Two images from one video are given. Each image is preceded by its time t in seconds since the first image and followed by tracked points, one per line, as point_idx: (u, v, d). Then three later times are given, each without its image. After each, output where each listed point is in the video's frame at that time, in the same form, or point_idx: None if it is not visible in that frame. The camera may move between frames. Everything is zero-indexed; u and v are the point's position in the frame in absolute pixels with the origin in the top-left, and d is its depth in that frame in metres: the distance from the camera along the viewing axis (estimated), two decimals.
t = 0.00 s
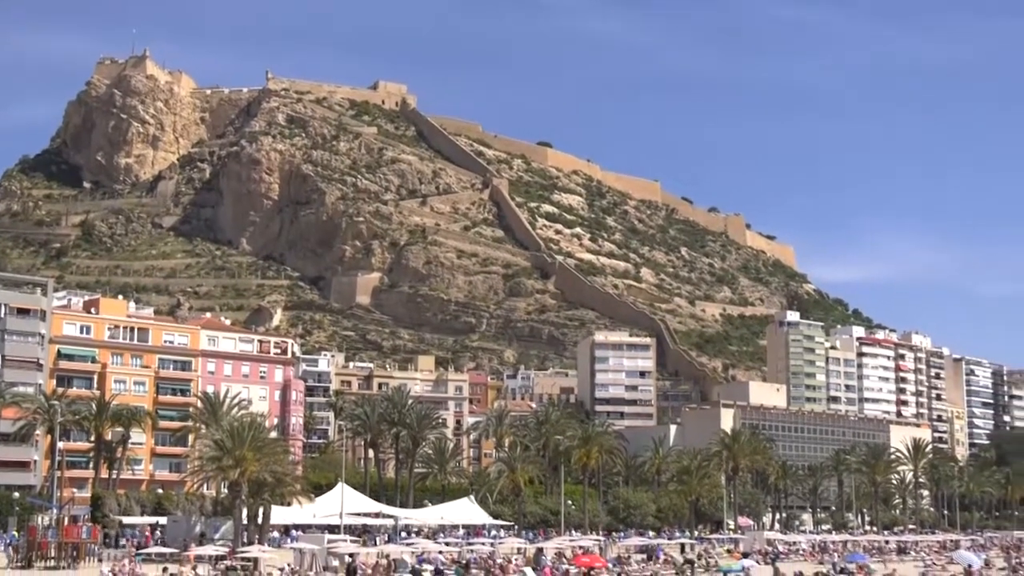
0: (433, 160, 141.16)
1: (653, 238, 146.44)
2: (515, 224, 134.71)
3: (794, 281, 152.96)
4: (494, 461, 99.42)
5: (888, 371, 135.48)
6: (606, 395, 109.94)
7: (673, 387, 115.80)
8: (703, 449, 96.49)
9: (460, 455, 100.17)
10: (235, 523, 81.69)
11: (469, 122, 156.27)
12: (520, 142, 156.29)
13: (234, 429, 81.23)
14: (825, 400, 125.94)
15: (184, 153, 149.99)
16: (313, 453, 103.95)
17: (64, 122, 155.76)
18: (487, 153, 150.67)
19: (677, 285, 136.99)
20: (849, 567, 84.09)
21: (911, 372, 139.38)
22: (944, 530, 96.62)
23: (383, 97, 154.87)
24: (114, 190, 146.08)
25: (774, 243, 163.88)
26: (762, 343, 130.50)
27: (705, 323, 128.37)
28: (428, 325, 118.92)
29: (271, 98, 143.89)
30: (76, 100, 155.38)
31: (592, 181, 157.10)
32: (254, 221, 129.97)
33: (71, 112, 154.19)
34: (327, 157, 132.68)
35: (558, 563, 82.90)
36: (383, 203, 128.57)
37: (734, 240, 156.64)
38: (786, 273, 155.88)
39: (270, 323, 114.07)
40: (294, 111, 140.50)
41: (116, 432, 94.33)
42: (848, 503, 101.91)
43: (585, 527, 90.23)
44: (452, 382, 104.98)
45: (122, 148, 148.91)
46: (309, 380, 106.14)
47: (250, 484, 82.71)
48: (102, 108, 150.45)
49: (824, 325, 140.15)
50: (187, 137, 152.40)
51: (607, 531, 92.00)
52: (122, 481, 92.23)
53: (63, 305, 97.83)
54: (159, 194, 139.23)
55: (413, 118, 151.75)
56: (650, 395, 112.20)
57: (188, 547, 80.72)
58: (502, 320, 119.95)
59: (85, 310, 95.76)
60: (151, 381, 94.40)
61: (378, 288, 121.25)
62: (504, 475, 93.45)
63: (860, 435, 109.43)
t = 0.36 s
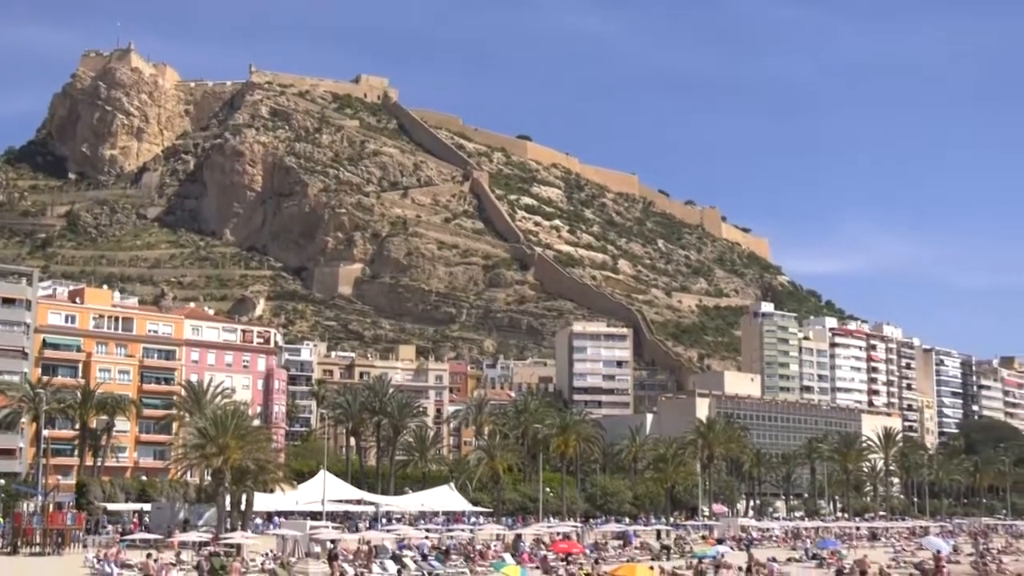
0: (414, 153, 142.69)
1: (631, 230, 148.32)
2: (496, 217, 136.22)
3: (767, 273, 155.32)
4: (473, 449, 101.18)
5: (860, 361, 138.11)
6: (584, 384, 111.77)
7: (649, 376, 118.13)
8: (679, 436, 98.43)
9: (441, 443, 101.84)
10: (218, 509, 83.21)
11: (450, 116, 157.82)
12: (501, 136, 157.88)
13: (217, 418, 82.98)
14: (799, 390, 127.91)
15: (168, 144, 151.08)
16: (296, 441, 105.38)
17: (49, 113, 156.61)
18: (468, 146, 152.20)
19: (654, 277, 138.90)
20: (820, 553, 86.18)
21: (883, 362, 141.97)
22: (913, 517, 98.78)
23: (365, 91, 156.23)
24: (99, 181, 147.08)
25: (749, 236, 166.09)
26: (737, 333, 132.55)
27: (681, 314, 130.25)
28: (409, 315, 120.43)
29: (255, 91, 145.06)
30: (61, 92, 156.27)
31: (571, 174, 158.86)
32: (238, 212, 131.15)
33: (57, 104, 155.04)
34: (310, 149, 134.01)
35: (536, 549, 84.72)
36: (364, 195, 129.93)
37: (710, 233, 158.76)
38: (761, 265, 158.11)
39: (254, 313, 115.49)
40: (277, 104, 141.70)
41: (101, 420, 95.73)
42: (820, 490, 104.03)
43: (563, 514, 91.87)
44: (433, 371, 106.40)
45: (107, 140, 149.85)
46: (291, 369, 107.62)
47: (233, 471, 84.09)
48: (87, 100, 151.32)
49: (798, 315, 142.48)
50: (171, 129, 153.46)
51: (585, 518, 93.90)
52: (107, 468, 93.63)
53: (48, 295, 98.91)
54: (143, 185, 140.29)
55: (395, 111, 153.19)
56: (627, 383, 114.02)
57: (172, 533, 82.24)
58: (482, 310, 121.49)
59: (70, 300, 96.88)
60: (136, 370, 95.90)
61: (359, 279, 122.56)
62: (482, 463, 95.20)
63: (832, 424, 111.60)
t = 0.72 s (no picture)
0: (395, 147, 144.93)
1: (607, 223, 150.95)
2: (475, 210, 138.62)
3: (739, 265, 158.51)
4: (452, 436, 103.63)
5: (829, 352, 141.38)
6: (561, 373, 114.37)
7: (624, 365, 120.60)
8: (653, 424, 101.16)
9: (420, 431, 104.21)
10: (202, 495, 85.39)
11: (430, 111, 160.16)
12: (480, 130, 160.27)
13: (202, 406, 85.35)
14: (769, 379, 130.98)
15: (154, 138, 152.78)
16: (279, 429, 107.45)
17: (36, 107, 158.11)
18: (448, 140, 154.46)
19: (629, 269, 141.52)
20: (789, 537, 88.79)
21: (851, 353, 145.47)
22: (879, 502, 101.77)
23: (347, 86, 158.32)
24: (85, 174, 148.69)
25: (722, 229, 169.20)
26: (709, 324, 135.44)
27: (655, 305, 132.99)
28: (390, 306, 122.62)
29: (239, 85, 146.88)
30: (47, 86, 157.79)
31: (548, 168, 161.36)
32: (223, 204, 133.33)
33: (43, 98, 156.52)
34: (293, 143, 136.02)
35: (514, 533, 87.11)
36: (346, 188, 132.11)
37: (683, 226, 161.73)
38: (733, 258, 161.16)
39: (238, 303, 116.99)
40: (261, 98, 143.58)
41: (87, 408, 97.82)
42: (789, 476, 107.04)
43: (539, 499, 94.18)
44: (413, 360, 108.60)
45: (93, 133, 151.42)
46: (274, 358, 109.46)
47: (217, 458, 86.30)
48: (74, 94, 152.86)
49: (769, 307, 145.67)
50: (157, 123, 155.17)
51: (561, 504, 96.36)
52: (93, 455, 95.71)
53: (36, 285, 100.86)
54: (129, 178, 142.00)
55: (376, 106, 155.34)
56: (602, 372, 116.87)
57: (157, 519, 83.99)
58: (461, 302, 123.87)
59: (58, 290, 98.84)
60: (122, 359, 97.93)
61: (341, 270, 124.72)
62: (461, 450, 97.71)
63: (801, 413, 114.90)
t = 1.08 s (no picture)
0: (378, 140, 147.42)
1: (584, 215, 153.87)
2: (456, 202, 141.24)
3: (712, 257, 161.91)
4: (433, 422, 106.41)
5: (799, 341, 144.98)
6: (539, 361, 117.18)
7: (600, 354, 124.01)
8: (629, 411, 104.26)
9: (402, 417, 106.97)
10: (189, 479, 87.79)
11: (412, 105, 162.71)
12: (461, 124, 162.97)
13: (188, 392, 87.87)
14: (741, 367, 134.32)
15: (142, 130, 154.78)
16: (263, 415, 109.94)
17: (26, 100, 160.01)
18: (430, 134, 157.08)
19: (606, 260, 144.48)
20: (760, 520, 91.56)
21: (820, 341, 149.09)
22: (845, 486, 105.05)
23: (331, 81, 160.69)
24: (74, 165, 150.69)
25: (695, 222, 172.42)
26: (683, 313, 138.81)
27: (630, 295, 136.02)
28: (372, 295, 125.35)
29: (226, 79, 149.07)
30: (37, 79, 159.65)
31: (527, 161, 164.20)
32: (209, 196, 135.15)
33: (33, 91, 158.39)
34: (278, 136, 138.31)
35: (493, 516, 89.68)
36: (330, 179, 134.53)
37: (659, 219, 164.91)
38: (706, 249, 164.44)
39: (224, 292, 119.56)
40: (247, 92, 145.74)
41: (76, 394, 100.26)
42: (759, 461, 111.28)
43: (518, 484, 96.91)
44: (395, 348, 111.31)
45: (82, 125, 153.39)
46: (259, 346, 112.48)
47: (203, 444, 88.91)
48: (63, 87, 154.76)
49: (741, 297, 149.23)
50: (145, 116, 157.28)
51: (538, 487, 99.04)
52: (82, 440, 98.02)
53: (26, 274, 103.31)
54: (117, 169, 144.05)
55: (360, 100, 157.79)
56: (579, 360, 120.02)
57: (145, 503, 86.51)
58: (442, 291, 126.74)
59: (47, 279, 101.32)
60: (110, 346, 100.41)
61: (325, 261, 126.70)
62: (442, 436, 100.65)
63: (772, 399, 119.53)
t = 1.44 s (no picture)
0: (362, 133, 149.98)
1: (563, 207, 156.81)
2: (438, 194, 144.00)
3: (687, 248, 165.31)
4: (415, 408, 109.15)
5: (771, 330, 148.53)
6: (519, 349, 120.13)
7: (579, 342, 126.55)
8: (604, 398, 107.66)
9: (385, 403, 109.69)
10: (177, 463, 90.36)
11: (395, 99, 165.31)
12: (443, 118, 165.71)
13: (177, 379, 90.06)
14: (715, 355, 137.68)
15: (131, 123, 156.80)
16: (250, 401, 112.59)
17: (16, 92, 161.81)
18: (413, 128, 159.70)
19: (584, 251, 147.39)
20: (733, 503, 94.22)
21: (791, 331, 152.64)
22: (815, 471, 108.43)
23: (316, 75, 163.08)
24: (64, 156, 152.64)
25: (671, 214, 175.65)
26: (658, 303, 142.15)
27: (608, 285, 139.17)
28: (356, 284, 127.94)
29: (213, 73, 151.19)
30: (27, 72, 161.46)
31: (508, 155, 167.07)
32: (196, 186, 137.45)
33: (23, 84, 160.23)
34: (265, 129, 140.56)
35: (473, 500, 92.44)
36: (315, 172, 137.30)
37: (636, 211, 168.13)
38: (682, 241, 167.72)
39: (211, 281, 121.21)
40: (233, 86, 147.90)
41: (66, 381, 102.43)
42: (731, 446, 116.57)
43: (499, 468, 99.89)
44: (378, 337, 114.25)
45: (72, 118, 155.31)
46: (246, 334, 114.80)
47: (189, 428, 93.23)
48: (53, 80, 156.64)
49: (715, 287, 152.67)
50: (133, 109, 159.41)
51: (517, 471, 101.82)
52: (72, 426, 100.18)
53: (17, 263, 105.37)
54: (106, 161, 146.06)
55: (344, 94, 160.24)
56: (558, 348, 122.28)
57: (134, 486, 89.23)
58: (425, 280, 129.52)
59: (37, 268, 103.60)
60: (99, 334, 102.65)
61: (310, 251, 129.32)
62: (424, 422, 103.48)
63: (744, 386, 124.76)
